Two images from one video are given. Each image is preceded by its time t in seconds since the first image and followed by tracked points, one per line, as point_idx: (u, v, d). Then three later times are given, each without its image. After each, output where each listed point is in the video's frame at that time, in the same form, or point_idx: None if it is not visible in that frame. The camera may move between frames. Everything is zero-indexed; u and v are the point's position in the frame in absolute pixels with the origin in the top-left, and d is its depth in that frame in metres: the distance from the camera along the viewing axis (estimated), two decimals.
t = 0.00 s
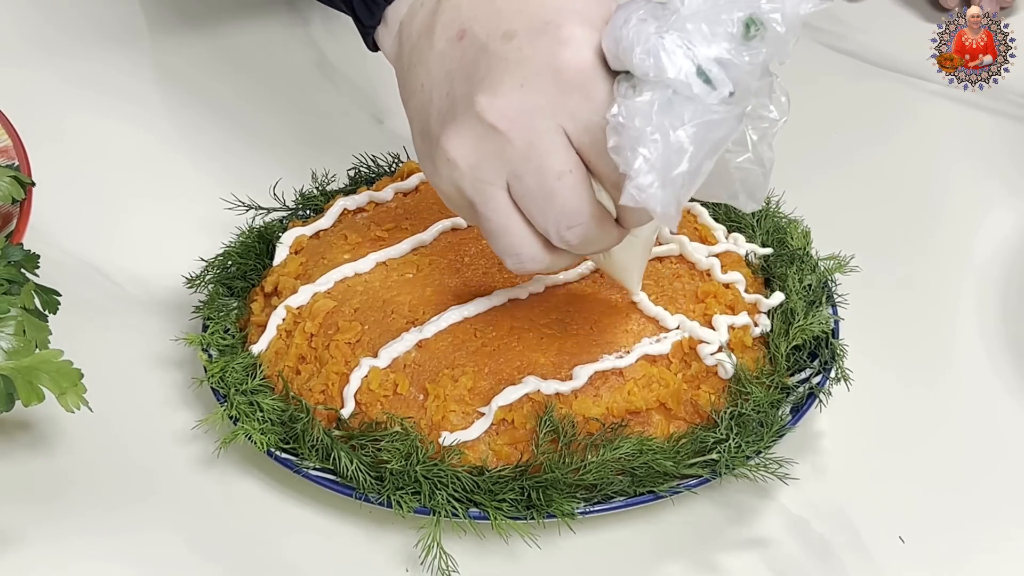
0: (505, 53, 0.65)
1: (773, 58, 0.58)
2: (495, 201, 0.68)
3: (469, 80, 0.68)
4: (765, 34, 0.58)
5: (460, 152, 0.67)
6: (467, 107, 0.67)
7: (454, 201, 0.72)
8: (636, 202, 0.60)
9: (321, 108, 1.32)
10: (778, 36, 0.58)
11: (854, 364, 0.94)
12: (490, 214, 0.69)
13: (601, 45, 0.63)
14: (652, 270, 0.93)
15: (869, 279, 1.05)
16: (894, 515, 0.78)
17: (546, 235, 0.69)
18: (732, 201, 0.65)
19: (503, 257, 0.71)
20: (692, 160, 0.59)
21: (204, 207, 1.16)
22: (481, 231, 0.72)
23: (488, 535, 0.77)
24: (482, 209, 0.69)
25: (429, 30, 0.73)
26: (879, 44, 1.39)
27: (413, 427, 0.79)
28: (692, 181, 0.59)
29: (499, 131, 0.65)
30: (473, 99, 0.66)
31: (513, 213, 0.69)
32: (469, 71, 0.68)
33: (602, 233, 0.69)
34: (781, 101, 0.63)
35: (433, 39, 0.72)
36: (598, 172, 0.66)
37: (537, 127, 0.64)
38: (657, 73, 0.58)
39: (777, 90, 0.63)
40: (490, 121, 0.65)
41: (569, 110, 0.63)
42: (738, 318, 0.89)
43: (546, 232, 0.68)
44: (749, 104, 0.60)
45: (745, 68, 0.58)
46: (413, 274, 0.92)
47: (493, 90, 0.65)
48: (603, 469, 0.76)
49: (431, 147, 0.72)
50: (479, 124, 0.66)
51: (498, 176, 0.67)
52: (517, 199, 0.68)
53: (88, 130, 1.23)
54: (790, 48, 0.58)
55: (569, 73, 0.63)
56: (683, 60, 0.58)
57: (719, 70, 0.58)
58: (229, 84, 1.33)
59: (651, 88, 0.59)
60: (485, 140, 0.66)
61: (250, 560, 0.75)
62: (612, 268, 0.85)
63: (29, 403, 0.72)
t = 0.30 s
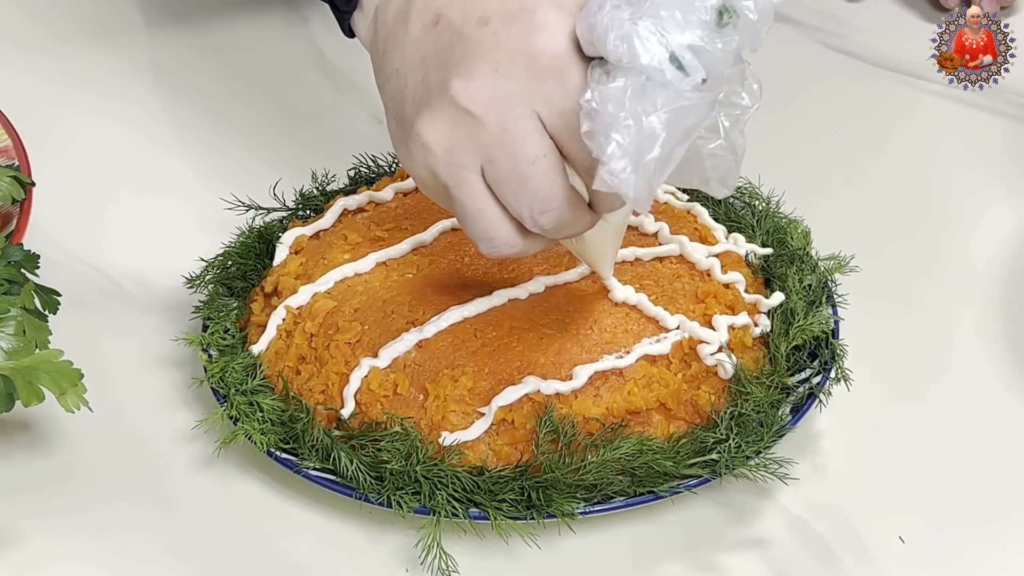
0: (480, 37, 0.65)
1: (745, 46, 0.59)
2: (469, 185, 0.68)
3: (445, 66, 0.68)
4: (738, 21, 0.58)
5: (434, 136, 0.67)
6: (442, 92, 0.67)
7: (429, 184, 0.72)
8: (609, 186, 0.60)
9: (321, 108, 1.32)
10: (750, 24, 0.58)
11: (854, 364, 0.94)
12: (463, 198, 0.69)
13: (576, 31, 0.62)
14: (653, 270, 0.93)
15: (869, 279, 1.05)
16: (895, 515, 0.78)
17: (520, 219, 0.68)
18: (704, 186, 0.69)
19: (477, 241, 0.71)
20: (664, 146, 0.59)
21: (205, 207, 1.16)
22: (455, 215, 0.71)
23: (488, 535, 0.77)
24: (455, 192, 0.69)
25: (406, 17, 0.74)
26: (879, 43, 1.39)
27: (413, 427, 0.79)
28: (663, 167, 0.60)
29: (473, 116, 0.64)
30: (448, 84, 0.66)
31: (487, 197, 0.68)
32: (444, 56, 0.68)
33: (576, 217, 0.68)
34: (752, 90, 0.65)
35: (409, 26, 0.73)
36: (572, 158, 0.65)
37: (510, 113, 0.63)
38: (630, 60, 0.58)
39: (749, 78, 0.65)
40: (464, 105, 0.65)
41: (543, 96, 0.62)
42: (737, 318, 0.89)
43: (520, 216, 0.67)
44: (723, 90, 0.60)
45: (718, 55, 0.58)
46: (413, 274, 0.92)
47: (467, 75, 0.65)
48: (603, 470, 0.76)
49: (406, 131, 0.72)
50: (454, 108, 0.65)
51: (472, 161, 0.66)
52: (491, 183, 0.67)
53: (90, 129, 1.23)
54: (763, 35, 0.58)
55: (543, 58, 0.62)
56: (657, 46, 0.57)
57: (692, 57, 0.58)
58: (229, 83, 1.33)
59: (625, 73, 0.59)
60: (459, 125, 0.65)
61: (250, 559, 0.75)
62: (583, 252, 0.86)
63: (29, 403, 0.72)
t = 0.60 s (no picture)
0: (447, 16, 0.67)
1: (707, 24, 0.61)
2: (437, 163, 0.68)
3: (412, 45, 0.69)
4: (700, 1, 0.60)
5: (402, 115, 0.68)
6: (410, 71, 0.68)
7: (398, 164, 0.72)
8: (573, 164, 0.62)
9: (322, 108, 1.32)
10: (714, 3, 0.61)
11: (854, 365, 0.94)
12: (431, 176, 0.69)
13: (540, 10, 0.64)
14: (653, 270, 0.93)
15: (868, 279, 1.05)
16: (895, 515, 0.79)
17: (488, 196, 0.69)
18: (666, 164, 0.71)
19: (446, 219, 0.72)
20: (626, 123, 0.61)
21: (205, 207, 1.16)
22: (425, 194, 0.72)
23: (488, 535, 0.77)
24: (424, 170, 0.70)
25: None
26: (878, 44, 1.44)
27: (413, 427, 0.79)
28: (626, 144, 0.61)
29: (440, 94, 0.65)
30: (415, 62, 0.67)
31: (455, 175, 0.69)
32: (411, 35, 0.70)
33: (544, 194, 0.69)
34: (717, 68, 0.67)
35: (376, 5, 0.75)
36: (539, 136, 0.66)
37: (476, 89, 0.64)
38: (594, 37, 0.59)
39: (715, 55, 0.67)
40: (431, 84, 0.66)
41: (509, 74, 0.64)
42: (738, 318, 0.89)
43: (488, 193, 0.68)
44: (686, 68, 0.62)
45: (680, 33, 0.60)
46: (413, 274, 0.92)
47: (433, 54, 0.66)
48: (603, 470, 0.76)
49: (375, 111, 0.73)
50: (420, 86, 0.66)
51: (440, 138, 0.67)
52: (459, 161, 0.68)
53: (91, 135, 1.24)
54: (723, 15, 0.61)
55: (508, 36, 0.63)
56: (620, 24, 0.59)
57: (655, 35, 0.60)
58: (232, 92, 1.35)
59: (589, 51, 0.60)
60: (426, 103, 0.66)
61: (250, 558, 0.75)
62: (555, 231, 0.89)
63: (29, 403, 0.72)
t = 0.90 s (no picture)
0: (418, 6, 0.66)
1: (672, 15, 0.63)
2: (408, 152, 0.69)
3: (384, 34, 0.69)
4: None
5: (374, 103, 0.68)
6: (381, 60, 0.67)
7: (370, 151, 0.72)
8: (538, 152, 0.62)
9: (322, 108, 1.32)
10: None
11: (854, 365, 0.94)
12: (403, 164, 0.69)
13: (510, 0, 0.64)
14: (653, 270, 0.93)
15: (869, 279, 1.05)
16: (896, 515, 0.78)
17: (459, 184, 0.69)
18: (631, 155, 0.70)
19: (417, 207, 0.72)
20: (591, 113, 0.62)
21: (205, 207, 1.16)
22: (396, 181, 0.72)
23: (488, 535, 0.77)
24: (395, 158, 0.70)
25: None
26: (877, 44, 1.45)
27: (413, 427, 0.79)
28: (591, 133, 0.63)
29: (411, 83, 0.65)
30: (386, 52, 0.67)
31: (425, 163, 0.69)
32: (382, 25, 0.70)
33: (513, 182, 0.69)
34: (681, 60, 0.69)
35: None
36: (509, 125, 0.66)
37: (447, 79, 0.65)
38: (562, 28, 0.61)
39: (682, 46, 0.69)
40: (402, 73, 0.66)
41: (479, 63, 0.64)
42: (738, 318, 0.89)
43: (459, 182, 0.69)
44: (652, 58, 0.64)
45: (646, 23, 0.62)
46: (413, 274, 0.91)
47: (404, 43, 0.66)
48: (603, 469, 0.76)
49: (347, 99, 0.72)
50: (391, 75, 0.66)
51: (411, 127, 0.67)
52: (430, 150, 0.68)
53: (91, 136, 1.25)
54: (687, 6, 0.64)
55: (479, 26, 0.64)
56: (587, 16, 0.61)
57: (621, 26, 0.61)
58: (233, 93, 1.35)
59: (556, 42, 0.61)
60: (397, 92, 0.66)
61: (251, 559, 0.75)
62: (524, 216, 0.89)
63: (29, 403, 0.72)
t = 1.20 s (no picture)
0: None
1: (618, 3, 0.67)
2: (368, 137, 0.71)
3: (339, 21, 0.70)
4: None
5: (333, 91, 0.70)
6: (338, 49, 0.69)
7: (330, 136, 0.74)
8: (489, 139, 0.66)
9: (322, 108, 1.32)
10: None
11: (854, 365, 0.94)
12: (363, 149, 0.72)
13: None
14: (653, 270, 0.93)
15: (868, 279, 1.05)
16: (896, 515, 0.79)
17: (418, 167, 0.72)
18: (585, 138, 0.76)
19: (379, 189, 0.75)
20: (539, 100, 0.66)
21: (205, 207, 1.16)
22: (357, 165, 0.75)
23: (488, 535, 0.77)
24: (355, 144, 0.72)
25: None
26: (877, 44, 1.45)
27: (413, 427, 0.79)
28: (538, 120, 0.66)
29: (367, 71, 0.68)
30: (343, 40, 0.69)
31: (385, 148, 0.72)
32: (338, 11, 0.71)
33: (471, 163, 0.73)
34: (633, 46, 0.73)
35: None
36: (465, 109, 0.69)
37: (403, 67, 0.67)
38: (513, 15, 0.63)
39: (636, 31, 0.73)
40: (360, 62, 0.68)
41: (435, 51, 0.66)
42: (738, 318, 0.89)
43: (417, 165, 0.72)
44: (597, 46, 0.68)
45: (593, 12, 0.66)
46: (413, 274, 0.91)
47: (360, 32, 0.68)
48: (603, 470, 0.76)
49: (306, 85, 0.74)
50: (349, 63, 0.68)
51: (369, 114, 0.70)
52: (388, 135, 0.71)
53: (91, 138, 1.25)
54: None
55: (433, 15, 0.66)
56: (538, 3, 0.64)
57: (570, 14, 0.65)
58: (233, 94, 1.35)
59: (508, 29, 0.64)
60: (356, 80, 0.68)
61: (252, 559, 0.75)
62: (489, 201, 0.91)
63: (29, 403, 0.72)
